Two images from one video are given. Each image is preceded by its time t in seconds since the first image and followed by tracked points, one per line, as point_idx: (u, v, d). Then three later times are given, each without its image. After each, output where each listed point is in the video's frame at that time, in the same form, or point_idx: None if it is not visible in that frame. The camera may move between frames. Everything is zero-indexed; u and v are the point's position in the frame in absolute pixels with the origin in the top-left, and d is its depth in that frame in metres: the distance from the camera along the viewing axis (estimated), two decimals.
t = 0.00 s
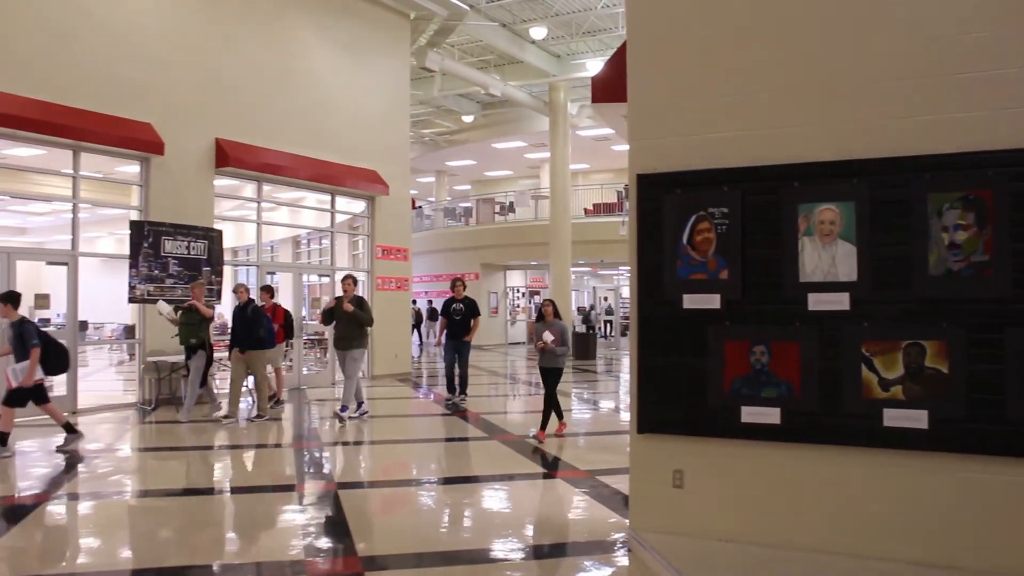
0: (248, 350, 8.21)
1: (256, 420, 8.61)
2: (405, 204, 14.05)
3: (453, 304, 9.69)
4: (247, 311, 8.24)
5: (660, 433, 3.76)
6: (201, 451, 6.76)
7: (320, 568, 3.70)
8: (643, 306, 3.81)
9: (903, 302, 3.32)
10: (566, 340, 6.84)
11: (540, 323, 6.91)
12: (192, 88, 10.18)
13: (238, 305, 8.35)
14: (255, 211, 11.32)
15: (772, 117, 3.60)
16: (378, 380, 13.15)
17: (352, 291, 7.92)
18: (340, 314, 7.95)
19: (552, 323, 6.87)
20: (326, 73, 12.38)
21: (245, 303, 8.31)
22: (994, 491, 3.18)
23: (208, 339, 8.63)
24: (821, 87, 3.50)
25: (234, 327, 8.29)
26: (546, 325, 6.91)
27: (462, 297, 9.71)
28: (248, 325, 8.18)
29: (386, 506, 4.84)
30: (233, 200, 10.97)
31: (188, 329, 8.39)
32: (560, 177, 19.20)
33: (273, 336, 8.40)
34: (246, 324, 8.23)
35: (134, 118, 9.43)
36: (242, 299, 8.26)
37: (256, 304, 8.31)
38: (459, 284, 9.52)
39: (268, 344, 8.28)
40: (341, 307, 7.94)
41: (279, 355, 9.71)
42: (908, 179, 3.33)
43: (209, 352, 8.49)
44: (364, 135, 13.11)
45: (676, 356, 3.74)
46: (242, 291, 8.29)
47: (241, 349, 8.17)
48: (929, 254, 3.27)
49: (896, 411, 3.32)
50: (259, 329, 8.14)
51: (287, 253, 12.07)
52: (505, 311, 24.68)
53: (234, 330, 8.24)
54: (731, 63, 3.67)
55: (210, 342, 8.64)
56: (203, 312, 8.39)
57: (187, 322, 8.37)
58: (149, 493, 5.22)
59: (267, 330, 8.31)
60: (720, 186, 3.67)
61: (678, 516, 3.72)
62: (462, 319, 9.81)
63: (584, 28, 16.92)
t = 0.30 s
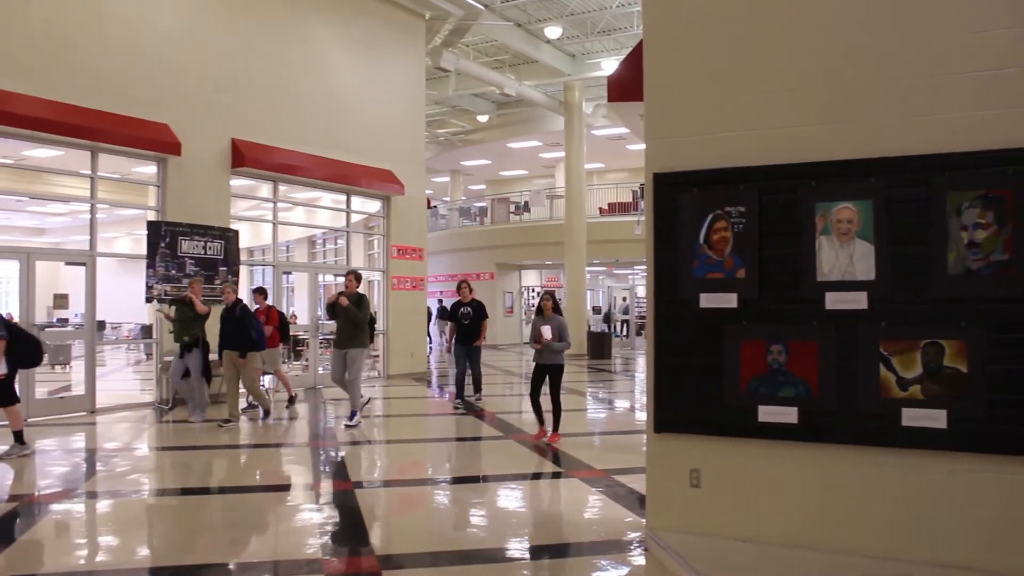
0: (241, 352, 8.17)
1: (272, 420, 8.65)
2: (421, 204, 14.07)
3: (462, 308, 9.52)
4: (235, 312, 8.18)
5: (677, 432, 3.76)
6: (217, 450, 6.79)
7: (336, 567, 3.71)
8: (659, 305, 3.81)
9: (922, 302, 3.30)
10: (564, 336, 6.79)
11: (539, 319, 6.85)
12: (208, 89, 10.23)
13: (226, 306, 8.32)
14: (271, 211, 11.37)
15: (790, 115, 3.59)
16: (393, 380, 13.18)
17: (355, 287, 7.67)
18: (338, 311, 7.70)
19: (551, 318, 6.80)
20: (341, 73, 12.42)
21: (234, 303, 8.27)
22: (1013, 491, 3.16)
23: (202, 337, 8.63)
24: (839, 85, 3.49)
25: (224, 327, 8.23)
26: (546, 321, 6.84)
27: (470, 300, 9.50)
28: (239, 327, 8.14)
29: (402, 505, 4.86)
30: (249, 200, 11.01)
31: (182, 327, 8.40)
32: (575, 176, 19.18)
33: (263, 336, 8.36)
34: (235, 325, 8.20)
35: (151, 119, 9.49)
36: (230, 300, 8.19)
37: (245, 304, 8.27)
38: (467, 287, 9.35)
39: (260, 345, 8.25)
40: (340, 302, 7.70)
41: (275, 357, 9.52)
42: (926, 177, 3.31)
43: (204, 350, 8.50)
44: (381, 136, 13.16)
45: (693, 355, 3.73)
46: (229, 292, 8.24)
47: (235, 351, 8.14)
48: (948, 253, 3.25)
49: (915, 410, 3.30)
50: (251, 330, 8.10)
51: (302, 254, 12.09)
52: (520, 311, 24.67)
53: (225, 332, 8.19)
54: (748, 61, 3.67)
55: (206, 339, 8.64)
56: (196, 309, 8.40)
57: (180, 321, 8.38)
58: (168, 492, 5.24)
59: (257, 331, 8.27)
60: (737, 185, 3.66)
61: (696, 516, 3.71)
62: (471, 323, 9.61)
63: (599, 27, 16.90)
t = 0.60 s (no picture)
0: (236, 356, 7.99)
1: (287, 422, 8.68)
2: (434, 204, 14.09)
3: (468, 304, 9.19)
4: (227, 315, 7.95)
5: (693, 432, 3.75)
6: (234, 452, 6.86)
7: (353, 568, 3.72)
8: (674, 305, 3.81)
9: (938, 299, 3.28)
10: (552, 342, 6.40)
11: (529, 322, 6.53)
12: (222, 92, 10.28)
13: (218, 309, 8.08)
14: (285, 214, 11.41)
15: (804, 113, 3.58)
16: (409, 381, 13.20)
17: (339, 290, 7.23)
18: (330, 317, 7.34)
19: (540, 322, 6.46)
20: (354, 75, 12.46)
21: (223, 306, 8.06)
22: None
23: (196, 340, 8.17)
24: (853, 81, 3.48)
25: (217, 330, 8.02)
26: (535, 325, 6.49)
27: (478, 297, 9.10)
28: (231, 330, 7.93)
29: (418, 505, 4.88)
30: (263, 203, 11.06)
31: (172, 333, 8.00)
32: (588, 176, 19.16)
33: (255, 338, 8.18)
34: (228, 329, 7.98)
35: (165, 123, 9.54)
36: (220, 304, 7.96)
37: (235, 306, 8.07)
38: (473, 285, 8.96)
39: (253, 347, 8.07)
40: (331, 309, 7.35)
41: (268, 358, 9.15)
42: (942, 174, 3.30)
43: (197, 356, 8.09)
44: (394, 137, 13.19)
45: (708, 355, 3.73)
46: (220, 294, 7.99)
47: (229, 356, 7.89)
48: (964, 250, 3.24)
49: (932, 408, 3.29)
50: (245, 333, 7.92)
51: (317, 256, 12.22)
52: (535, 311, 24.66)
53: (218, 336, 7.98)
54: (761, 59, 3.66)
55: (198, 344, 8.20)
56: (186, 313, 8.06)
57: (171, 326, 7.99)
58: (185, 494, 5.28)
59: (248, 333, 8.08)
60: (751, 184, 3.65)
61: (712, 515, 3.70)
62: (479, 318, 9.27)
63: (611, 26, 16.89)
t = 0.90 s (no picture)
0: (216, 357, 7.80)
1: (296, 422, 8.69)
2: (442, 204, 14.09)
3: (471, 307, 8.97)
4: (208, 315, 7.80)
5: (702, 431, 3.75)
6: (242, 452, 6.89)
7: (362, 567, 3.72)
8: (683, 304, 3.80)
9: (948, 298, 3.27)
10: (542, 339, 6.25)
11: (515, 322, 6.39)
12: (231, 93, 10.31)
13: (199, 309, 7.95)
14: (294, 214, 11.43)
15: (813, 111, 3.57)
16: (417, 381, 13.20)
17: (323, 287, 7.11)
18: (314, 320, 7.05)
19: (526, 321, 6.34)
20: (362, 75, 12.47)
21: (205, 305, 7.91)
22: None
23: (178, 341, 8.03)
24: (861, 80, 3.47)
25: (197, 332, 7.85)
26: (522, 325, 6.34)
27: (482, 300, 8.96)
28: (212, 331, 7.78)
29: (426, 505, 4.88)
30: (272, 203, 11.08)
31: (156, 332, 7.80)
32: (596, 176, 19.14)
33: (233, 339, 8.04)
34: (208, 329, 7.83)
35: (175, 124, 9.57)
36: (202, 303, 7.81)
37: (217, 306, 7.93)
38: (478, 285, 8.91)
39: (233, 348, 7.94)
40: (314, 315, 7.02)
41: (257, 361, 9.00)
42: (952, 172, 3.28)
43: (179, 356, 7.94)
44: (402, 138, 13.20)
45: (717, 354, 3.72)
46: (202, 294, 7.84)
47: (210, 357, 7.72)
48: (975, 249, 3.22)
49: (942, 407, 3.27)
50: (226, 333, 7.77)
51: (325, 256, 12.26)
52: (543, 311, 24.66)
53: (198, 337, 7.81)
54: (769, 57, 3.65)
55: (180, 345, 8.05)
56: (171, 312, 7.90)
57: (155, 325, 7.80)
58: (194, 494, 5.29)
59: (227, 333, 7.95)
60: (760, 183, 3.65)
61: (721, 515, 3.69)
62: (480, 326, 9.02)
63: (618, 26, 16.87)
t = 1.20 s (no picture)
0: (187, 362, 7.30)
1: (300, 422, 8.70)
2: (446, 204, 14.10)
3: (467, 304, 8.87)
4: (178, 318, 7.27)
5: (706, 431, 3.75)
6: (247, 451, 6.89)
7: (367, 567, 3.72)
8: (687, 304, 3.80)
9: (953, 298, 3.26)
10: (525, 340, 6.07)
11: (498, 325, 6.20)
12: (235, 93, 10.33)
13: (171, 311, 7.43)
14: (298, 214, 11.45)
15: (816, 111, 3.57)
16: (421, 381, 13.21)
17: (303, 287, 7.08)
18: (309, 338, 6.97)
19: (510, 323, 6.14)
20: (366, 75, 12.48)
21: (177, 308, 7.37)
22: None
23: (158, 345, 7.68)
24: (864, 80, 3.47)
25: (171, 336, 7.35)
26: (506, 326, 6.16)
27: (478, 297, 8.82)
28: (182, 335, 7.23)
29: (430, 505, 4.88)
30: (276, 203, 11.10)
31: (135, 336, 7.59)
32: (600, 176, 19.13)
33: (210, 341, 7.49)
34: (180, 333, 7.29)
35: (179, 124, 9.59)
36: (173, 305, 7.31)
37: (188, 308, 7.37)
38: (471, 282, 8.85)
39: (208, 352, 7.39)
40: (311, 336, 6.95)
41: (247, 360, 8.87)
42: (957, 172, 3.28)
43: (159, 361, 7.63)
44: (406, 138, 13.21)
45: (722, 354, 3.72)
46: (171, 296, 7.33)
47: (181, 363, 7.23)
48: (980, 249, 3.22)
49: (947, 408, 3.27)
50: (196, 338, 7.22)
51: (330, 256, 12.26)
52: (548, 312, 24.66)
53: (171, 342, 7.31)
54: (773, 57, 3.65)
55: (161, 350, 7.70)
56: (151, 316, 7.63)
57: (133, 329, 7.58)
58: (199, 493, 5.30)
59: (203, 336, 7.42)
60: (764, 183, 3.64)
61: (725, 515, 3.69)
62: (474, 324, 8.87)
63: (622, 26, 16.87)
